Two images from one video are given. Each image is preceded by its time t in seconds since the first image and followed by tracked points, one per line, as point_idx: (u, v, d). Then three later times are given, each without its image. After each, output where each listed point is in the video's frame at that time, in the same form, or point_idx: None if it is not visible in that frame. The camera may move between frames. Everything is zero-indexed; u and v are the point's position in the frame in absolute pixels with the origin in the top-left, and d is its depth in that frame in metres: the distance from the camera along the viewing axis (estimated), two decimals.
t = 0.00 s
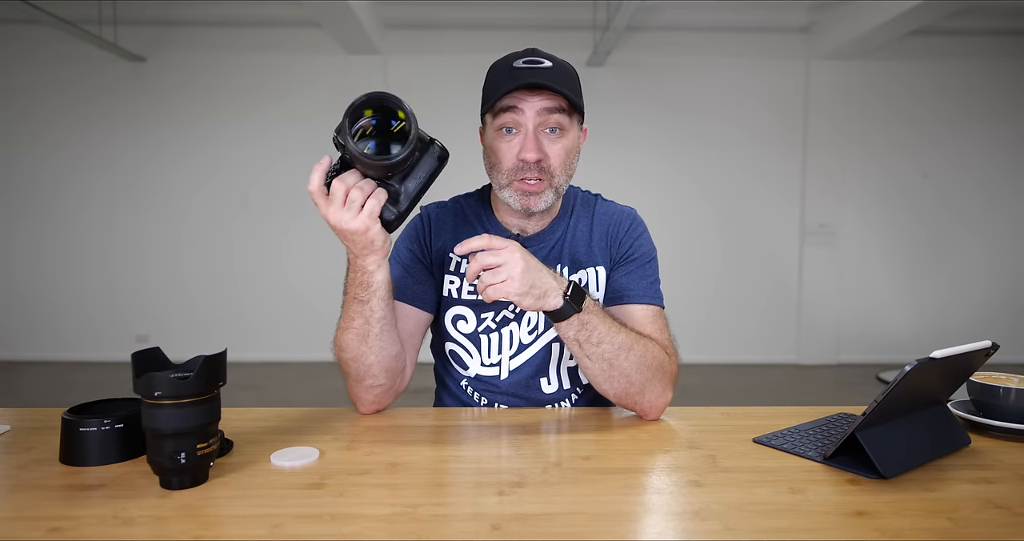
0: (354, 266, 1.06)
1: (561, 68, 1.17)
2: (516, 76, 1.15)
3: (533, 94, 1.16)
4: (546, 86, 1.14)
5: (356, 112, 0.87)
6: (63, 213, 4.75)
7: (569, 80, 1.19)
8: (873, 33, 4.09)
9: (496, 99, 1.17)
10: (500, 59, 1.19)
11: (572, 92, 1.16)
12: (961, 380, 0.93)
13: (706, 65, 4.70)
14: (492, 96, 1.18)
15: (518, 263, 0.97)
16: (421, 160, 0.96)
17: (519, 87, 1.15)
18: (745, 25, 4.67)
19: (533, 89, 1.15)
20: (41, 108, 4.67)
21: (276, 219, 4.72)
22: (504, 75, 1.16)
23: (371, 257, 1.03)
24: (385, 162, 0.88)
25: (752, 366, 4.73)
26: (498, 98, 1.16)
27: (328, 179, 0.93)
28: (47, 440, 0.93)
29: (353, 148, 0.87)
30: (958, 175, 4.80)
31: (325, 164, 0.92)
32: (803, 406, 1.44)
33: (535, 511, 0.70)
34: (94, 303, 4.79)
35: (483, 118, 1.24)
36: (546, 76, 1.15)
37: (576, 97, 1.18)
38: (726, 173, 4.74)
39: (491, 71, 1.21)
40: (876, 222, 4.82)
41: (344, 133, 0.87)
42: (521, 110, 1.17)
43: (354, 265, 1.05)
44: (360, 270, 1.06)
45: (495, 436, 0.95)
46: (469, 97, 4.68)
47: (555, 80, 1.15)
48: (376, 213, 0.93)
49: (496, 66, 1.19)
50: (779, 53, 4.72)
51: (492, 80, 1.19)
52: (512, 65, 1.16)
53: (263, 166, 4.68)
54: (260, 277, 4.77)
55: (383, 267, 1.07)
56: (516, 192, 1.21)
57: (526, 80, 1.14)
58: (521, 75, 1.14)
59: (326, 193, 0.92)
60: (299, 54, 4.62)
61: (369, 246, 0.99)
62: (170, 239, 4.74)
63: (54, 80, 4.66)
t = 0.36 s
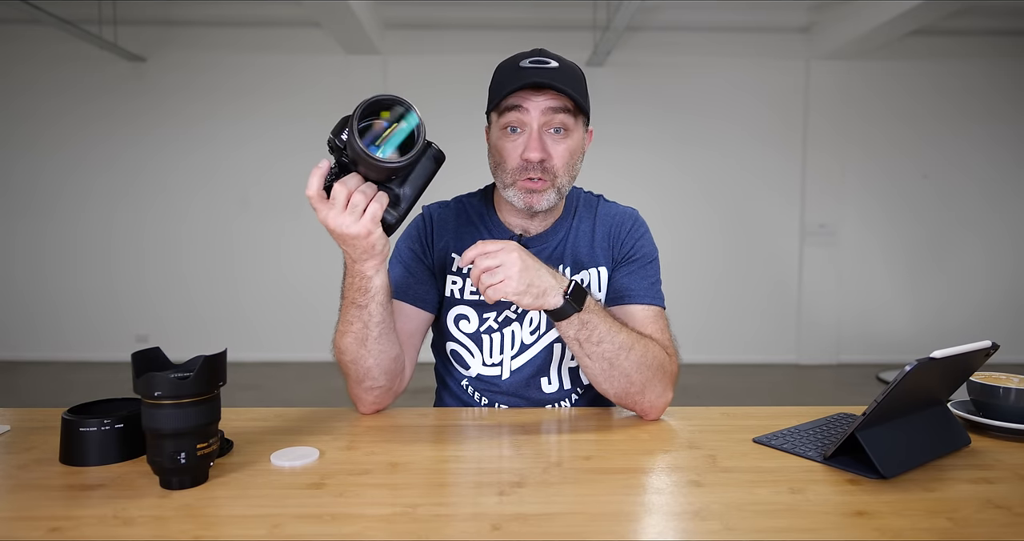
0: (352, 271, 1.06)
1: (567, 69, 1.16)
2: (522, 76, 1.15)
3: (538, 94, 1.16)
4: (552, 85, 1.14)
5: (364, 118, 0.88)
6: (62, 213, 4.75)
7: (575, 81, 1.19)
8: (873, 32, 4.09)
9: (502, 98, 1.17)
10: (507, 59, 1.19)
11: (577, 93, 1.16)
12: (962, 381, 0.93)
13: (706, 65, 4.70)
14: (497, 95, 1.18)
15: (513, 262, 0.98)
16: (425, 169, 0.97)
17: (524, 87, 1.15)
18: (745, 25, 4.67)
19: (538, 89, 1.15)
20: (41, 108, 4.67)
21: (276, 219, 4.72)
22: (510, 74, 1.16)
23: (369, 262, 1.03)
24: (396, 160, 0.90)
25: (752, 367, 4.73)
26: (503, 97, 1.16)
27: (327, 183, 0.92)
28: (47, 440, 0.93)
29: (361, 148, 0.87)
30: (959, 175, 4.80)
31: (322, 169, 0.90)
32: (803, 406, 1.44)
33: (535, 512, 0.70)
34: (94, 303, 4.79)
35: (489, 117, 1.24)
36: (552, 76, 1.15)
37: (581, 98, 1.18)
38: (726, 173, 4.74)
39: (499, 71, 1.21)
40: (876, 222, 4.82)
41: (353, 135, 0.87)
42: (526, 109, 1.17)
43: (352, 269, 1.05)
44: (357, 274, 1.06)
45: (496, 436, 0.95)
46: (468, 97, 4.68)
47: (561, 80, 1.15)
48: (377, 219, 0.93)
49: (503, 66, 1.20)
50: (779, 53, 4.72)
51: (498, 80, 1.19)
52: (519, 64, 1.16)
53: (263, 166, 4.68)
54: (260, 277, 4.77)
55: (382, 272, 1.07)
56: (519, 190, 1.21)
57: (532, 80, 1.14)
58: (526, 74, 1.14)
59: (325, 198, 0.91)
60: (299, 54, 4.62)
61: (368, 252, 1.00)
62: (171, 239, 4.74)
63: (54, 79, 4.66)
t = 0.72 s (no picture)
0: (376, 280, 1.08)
1: (551, 62, 1.17)
2: (506, 72, 1.15)
3: (524, 88, 1.16)
4: (535, 79, 1.14)
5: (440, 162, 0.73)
6: (62, 213, 4.75)
7: (560, 74, 1.18)
8: (873, 33, 4.09)
9: (489, 96, 1.17)
10: (495, 58, 1.20)
11: (561, 85, 1.16)
12: (961, 381, 0.93)
13: (706, 65, 4.70)
14: (484, 94, 1.19)
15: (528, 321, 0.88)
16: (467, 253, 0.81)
17: (509, 83, 1.15)
18: (745, 26, 4.67)
19: (523, 84, 1.15)
20: (41, 108, 4.67)
21: (276, 219, 4.72)
22: (496, 72, 1.17)
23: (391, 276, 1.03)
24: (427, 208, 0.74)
25: (752, 367, 4.74)
26: (490, 95, 1.17)
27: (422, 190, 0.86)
28: (47, 440, 0.93)
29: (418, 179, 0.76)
30: (959, 175, 4.80)
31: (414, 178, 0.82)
32: (805, 407, 1.44)
33: (535, 511, 0.70)
34: (94, 303, 4.80)
35: (479, 116, 1.24)
36: (535, 69, 1.14)
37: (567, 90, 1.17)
38: (726, 173, 4.74)
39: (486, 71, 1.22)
40: (876, 222, 4.82)
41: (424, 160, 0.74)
42: (513, 105, 1.17)
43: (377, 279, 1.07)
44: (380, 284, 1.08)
45: (497, 435, 0.96)
46: (468, 97, 4.68)
47: (545, 74, 1.15)
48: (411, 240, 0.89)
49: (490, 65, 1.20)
50: (779, 54, 4.72)
51: (485, 78, 1.20)
52: (504, 62, 1.16)
53: (263, 166, 4.68)
54: (260, 277, 4.76)
55: (400, 288, 1.07)
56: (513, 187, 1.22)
57: (516, 75, 1.14)
58: (511, 70, 1.14)
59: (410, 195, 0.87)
60: (300, 54, 4.62)
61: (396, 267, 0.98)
62: (171, 239, 4.74)
63: (54, 80, 4.66)
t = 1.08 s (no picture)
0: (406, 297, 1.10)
1: (552, 59, 1.16)
2: (506, 71, 1.15)
3: (524, 87, 1.17)
4: (535, 76, 1.14)
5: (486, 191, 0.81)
6: (62, 213, 4.74)
7: (560, 71, 1.18)
8: (873, 32, 4.09)
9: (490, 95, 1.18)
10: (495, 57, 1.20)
11: (562, 82, 1.16)
12: (962, 380, 0.93)
13: (705, 65, 4.70)
14: (484, 92, 1.19)
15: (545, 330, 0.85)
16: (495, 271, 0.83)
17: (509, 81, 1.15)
18: (745, 26, 4.67)
19: (523, 82, 1.16)
20: (41, 108, 4.67)
21: (276, 220, 4.72)
22: (496, 71, 1.17)
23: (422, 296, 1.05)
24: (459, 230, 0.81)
25: (751, 367, 4.74)
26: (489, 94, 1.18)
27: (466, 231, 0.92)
28: (47, 440, 0.93)
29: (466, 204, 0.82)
30: (959, 174, 4.80)
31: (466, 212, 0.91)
32: (805, 407, 1.43)
33: (536, 512, 0.70)
34: (95, 303, 4.80)
35: (480, 115, 1.25)
36: (535, 67, 1.14)
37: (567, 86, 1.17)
38: (726, 173, 4.74)
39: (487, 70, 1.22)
40: (876, 222, 4.82)
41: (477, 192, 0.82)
42: (513, 104, 1.18)
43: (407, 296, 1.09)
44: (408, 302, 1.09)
45: (497, 436, 0.95)
46: (468, 96, 4.68)
47: (545, 71, 1.15)
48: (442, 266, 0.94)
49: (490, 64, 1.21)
50: (779, 54, 4.72)
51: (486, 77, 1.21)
52: (504, 61, 1.16)
53: (263, 166, 4.67)
54: (260, 277, 4.76)
55: (428, 310, 1.09)
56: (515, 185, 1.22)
57: (516, 73, 1.14)
58: (510, 68, 1.14)
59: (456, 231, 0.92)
60: (300, 54, 4.62)
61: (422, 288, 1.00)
62: (171, 239, 4.74)
63: (54, 80, 4.66)
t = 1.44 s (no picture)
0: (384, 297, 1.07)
1: (547, 59, 1.16)
2: (500, 70, 1.15)
3: (518, 86, 1.17)
4: (528, 76, 1.14)
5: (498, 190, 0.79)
6: (62, 213, 4.74)
7: (555, 71, 1.18)
8: (872, 33, 4.09)
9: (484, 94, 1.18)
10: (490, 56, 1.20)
11: (557, 82, 1.16)
12: (961, 380, 0.93)
13: (705, 65, 4.70)
14: (479, 91, 1.19)
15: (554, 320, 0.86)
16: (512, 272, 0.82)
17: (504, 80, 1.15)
18: (745, 26, 4.67)
19: (517, 81, 1.15)
20: (41, 109, 4.67)
21: (276, 220, 4.72)
22: (491, 70, 1.17)
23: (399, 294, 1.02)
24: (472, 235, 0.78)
25: (751, 367, 4.74)
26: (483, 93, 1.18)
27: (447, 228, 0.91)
28: (47, 440, 0.93)
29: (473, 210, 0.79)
30: (959, 174, 4.80)
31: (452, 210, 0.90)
32: (805, 407, 1.43)
33: (536, 512, 0.70)
34: (95, 303, 4.80)
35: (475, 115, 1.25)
36: (529, 66, 1.14)
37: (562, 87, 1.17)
38: (726, 173, 4.74)
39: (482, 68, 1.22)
40: (875, 222, 4.82)
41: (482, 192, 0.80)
42: (508, 103, 1.18)
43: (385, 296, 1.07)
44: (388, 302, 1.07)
45: (497, 436, 0.95)
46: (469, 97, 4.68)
47: (540, 71, 1.15)
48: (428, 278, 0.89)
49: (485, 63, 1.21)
50: (779, 54, 4.72)
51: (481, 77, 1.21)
52: (499, 60, 1.16)
53: (263, 166, 4.67)
54: (260, 277, 4.76)
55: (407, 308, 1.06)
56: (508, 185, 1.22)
57: (510, 72, 1.14)
58: (505, 67, 1.14)
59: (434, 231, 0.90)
60: (300, 54, 4.62)
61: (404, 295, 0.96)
62: (171, 239, 4.74)
63: (54, 80, 4.66)
